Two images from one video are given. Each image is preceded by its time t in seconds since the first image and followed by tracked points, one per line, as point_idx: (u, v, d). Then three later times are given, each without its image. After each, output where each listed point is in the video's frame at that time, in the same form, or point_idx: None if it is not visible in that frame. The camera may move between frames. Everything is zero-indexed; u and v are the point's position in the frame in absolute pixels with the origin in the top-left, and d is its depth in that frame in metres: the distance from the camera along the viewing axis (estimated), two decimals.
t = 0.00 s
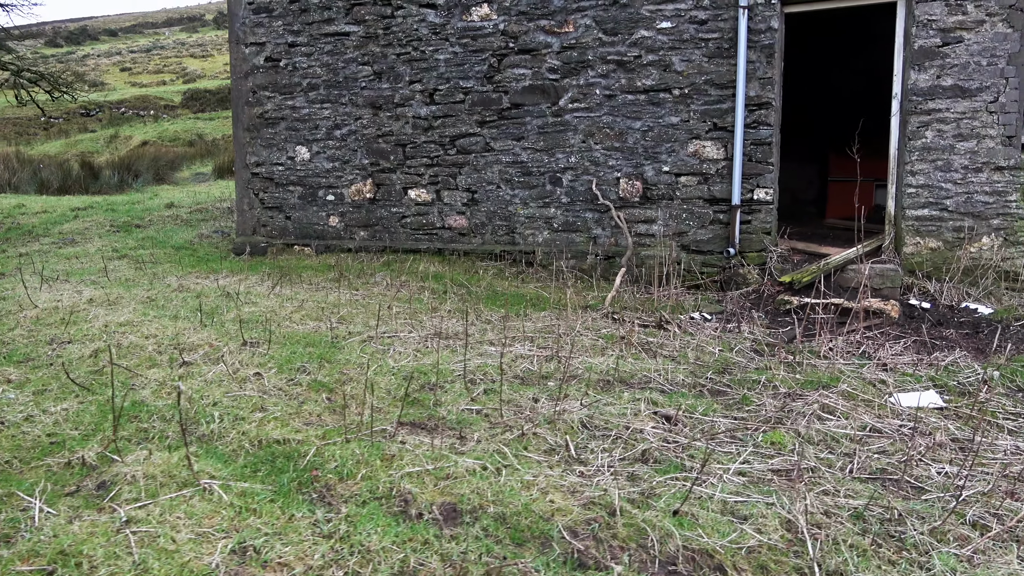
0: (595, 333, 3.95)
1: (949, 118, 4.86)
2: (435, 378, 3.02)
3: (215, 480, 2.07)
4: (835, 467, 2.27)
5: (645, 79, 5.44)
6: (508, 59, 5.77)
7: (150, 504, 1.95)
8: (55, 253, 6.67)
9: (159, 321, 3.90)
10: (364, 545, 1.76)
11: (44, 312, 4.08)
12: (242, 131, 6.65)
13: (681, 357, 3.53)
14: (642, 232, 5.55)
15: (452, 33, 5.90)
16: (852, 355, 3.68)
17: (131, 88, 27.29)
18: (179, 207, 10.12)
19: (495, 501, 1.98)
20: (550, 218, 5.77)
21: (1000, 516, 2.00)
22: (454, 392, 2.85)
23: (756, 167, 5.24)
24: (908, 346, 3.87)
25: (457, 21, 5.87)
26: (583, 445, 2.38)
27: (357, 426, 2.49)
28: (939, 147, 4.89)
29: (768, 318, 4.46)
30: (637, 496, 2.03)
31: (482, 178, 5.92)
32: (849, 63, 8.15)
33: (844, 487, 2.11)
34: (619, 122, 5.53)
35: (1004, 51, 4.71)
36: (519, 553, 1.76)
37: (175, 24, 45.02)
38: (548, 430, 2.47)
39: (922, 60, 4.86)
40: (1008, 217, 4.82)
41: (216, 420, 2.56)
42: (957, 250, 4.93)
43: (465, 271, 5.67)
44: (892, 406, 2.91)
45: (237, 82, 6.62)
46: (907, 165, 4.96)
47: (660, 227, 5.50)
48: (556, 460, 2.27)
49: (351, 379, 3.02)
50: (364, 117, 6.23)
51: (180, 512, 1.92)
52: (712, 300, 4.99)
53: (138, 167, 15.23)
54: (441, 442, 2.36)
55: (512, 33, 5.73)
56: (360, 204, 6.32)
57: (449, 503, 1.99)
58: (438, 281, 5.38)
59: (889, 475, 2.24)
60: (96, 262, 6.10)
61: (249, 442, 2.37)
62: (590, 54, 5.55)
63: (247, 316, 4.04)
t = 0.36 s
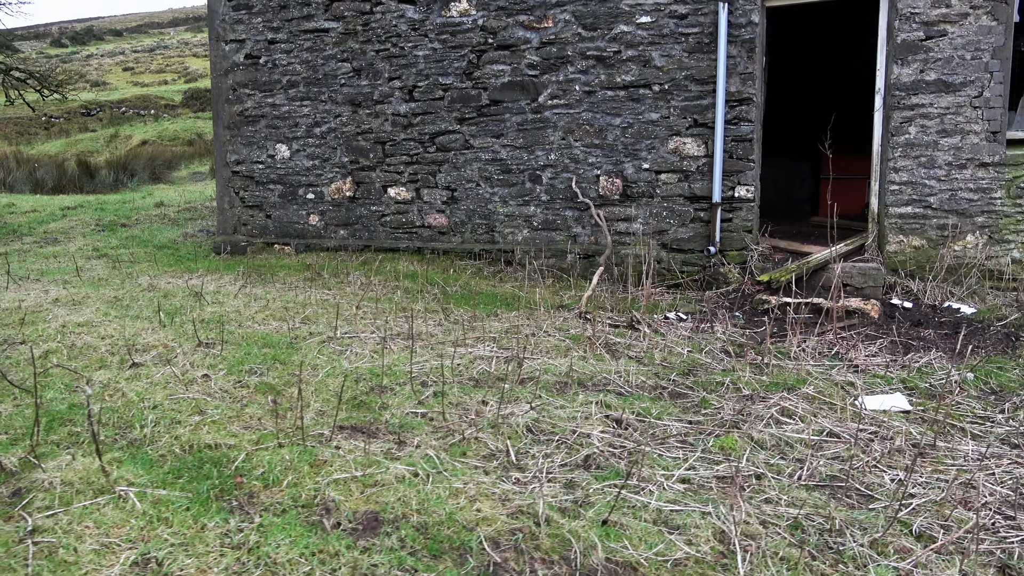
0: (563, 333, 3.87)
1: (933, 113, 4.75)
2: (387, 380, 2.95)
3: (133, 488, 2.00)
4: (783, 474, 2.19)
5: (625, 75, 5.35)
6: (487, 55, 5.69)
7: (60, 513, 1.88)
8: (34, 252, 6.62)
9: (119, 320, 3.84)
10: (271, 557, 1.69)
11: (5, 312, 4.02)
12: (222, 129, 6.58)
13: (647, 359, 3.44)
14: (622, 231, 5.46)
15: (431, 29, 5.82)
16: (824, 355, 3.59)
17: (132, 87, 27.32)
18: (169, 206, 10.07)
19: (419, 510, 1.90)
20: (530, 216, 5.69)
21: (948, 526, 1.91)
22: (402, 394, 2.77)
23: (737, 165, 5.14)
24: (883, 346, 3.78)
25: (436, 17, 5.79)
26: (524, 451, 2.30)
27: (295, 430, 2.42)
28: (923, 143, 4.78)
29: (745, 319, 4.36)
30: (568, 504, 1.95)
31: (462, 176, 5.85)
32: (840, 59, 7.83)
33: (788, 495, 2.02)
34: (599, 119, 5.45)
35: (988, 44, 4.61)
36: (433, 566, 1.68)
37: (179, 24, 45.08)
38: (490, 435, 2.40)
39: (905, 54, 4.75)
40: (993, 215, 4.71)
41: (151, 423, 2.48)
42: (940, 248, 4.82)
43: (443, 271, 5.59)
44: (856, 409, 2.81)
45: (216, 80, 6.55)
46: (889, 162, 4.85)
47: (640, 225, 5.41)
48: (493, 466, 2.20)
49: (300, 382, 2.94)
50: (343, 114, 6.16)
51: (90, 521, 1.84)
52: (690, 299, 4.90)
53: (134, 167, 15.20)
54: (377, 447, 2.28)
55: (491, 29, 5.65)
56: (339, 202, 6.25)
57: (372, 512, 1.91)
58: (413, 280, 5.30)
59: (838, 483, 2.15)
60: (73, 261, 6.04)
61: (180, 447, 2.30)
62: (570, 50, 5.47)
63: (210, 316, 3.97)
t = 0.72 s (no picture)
0: (533, 336, 3.84)
1: (913, 113, 4.70)
2: (343, 385, 2.92)
3: (64, 495, 1.98)
4: (729, 481, 2.15)
5: (604, 75, 5.32)
6: (467, 56, 5.67)
7: None
8: (18, 254, 6.61)
9: (86, 322, 3.82)
10: (189, 568, 1.66)
11: None
12: (206, 130, 6.57)
13: (613, 362, 3.41)
14: (602, 232, 5.43)
15: (411, 29, 5.80)
16: (793, 358, 3.54)
17: (133, 88, 27.37)
18: (160, 207, 10.07)
19: (349, 519, 1.87)
20: (510, 217, 5.66)
21: (888, 535, 1.87)
22: (356, 399, 2.74)
23: (717, 165, 5.11)
24: (855, 349, 3.73)
25: (417, 17, 5.77)
26: (469, 457, 2.28)
27: (241, 436, 2.39)
28: (902, 144, 4.74)
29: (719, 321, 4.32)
30: (502, 512, 1.91)
31: (443, 177, 5.82)
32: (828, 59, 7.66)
33: (729, 503, 1.99)
34: (579, 119, 5.42)
35: (968, 43, 4.55)
36: None
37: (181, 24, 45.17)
38: (437, 441, 2.37)
39: (884, 54, 4.71)
40: (973, 215, 4.66)
41: (98, 429, 2.46)
42: (921, 249, 4.77)
43: (423, 272, 5.56)
44: (816, 414, 2.77)
45: (200, 81, 6.54)
46: (869, 162, 4.81)
47: (620, 226, 5.37)
48: (435, 473, 2.17)
49: (257, 386, 2.92)
50: (325, 115, 6.14)
51: (15, 531, 1.82)
52: (668, 301, 4.86)
53: (130, 167, 15.22)
54: (320, 454, 2.26)
55: (471, 29, 5.62)
56: (321, 204, 6.23)
57: (302, 521, 1.88)
58: (391, 282, 5.27)
59: (783, 490, 2.11)
60: (54, 263, 6.04)
61: (121, 453, 2.28)
62: (549, 50, 5.44)
63: (178, 318, 3.95)
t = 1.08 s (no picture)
0: (499, 334, 3.84)
1: (886, 112, 4.69)
2: (298, 382, 2.93)
3: None
4: (664, 478, 2.15)
5: (581, 74, 5.32)
6: (445, 55, 5.67)
7: None
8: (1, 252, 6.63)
9: (53, 320, 3.84)
10: (107, 563, 1.68)
11: None
12: (188, 129, 6.59)
13: (574, 361, 3.41)
14: (579, 231, 5.43)
15: (390, 29, 5.81)
16: (755, 357, 3.55)
17: (133, 88, 27.42)
18: (151, 206, 10.09)
19: (275, 515, 1.88)
20: (488, 216, 5.66)
21: (813, 532, 1.87)
22: (307, 396, 2.75)
23: (692, 164, 5.11)
24: (819, 348, 3.73)
25: (396, 16, 5.77)
26: (408, 454, 2.28)
27: (184, 433, 2.40)
28: (876, 142, 4.72)
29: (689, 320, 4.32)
30: (429, 508, 1.92)
31: (421, 176, 5.83)
32: (824, 55, 7.32)
33: (658, 500, 1.99)
34: (556, 118, 5.42)
35: (941, 42, 4.53)
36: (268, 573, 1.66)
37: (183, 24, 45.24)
38: (379, 438, 2.38)
39: (858, 52, 4.70)
40: (946, 214, 4.65)
41: (44, 426, 2.47)
42: (894, 248, 4.75)
43: (400, 271, 5.57)
44: (766, 413, 2.77)
45: (182, 80, 6.56)
46: (843, 161, 4.79)
47: (596, 225, 5.37)
48: (372, 470, 2.17)
49: (212, 384, 2.92)
50: (305, 115, 6.15)
51: None
52: (642, 299, 4.86)
53: (126, 167, 15.25)
54: (260, 451, 2.26)
55: (449, 28, 5.63)
56: (302, 203, 6.24)
57: (229, 516, 1.89)
58: (367, 280, 5.28)
59: (716, 487, 2.12)
60: (35, 261, 6.06)
61: (62, 449, 2.29)
62: (526, 49, 5.44)
63: (145, 316, 3.96)
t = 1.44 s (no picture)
0: (463, 335, 3.85)
1: (856, 113, 4.70)
2: (250, 383, 2.95)
3: None
4: (596, 479, 2.17)
5: (554, 75, 5.34)
6: (422, 56, 5.69)
7: None
8: None
9: (19, 322, 3.86)
10: (24, 563, 1.70)
11: None
12: (169, 131, 6.62)
13: (531, 362, 3.43)
14: (553, 232, 5.44)
15: (367, 30, 5.83)
16: (713, 358, 3.56)
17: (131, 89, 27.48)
18: (140, 207, 10.12)
19: (199, 516, 1.90)
20: (464, 217, 5.67)
21: (731, 533, 1.89)
22: (257, 397, 2.77)
23: (664, 165, 5.13)
24: (779, 349, 3.75)
25: (372, 18, 5.80)
26: (345, 455, 2.30)
27: (126, 434, 2.43)
28: (846, 143, 4.73)
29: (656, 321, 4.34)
30: (353, 509, 1.94)
31: (398, 177, 5.84)
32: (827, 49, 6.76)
33: (584, 500, 2.01)
34: (530, 119, 5.43)
35: (910, 42, 4.54)
36: (182, 573, 1.68)
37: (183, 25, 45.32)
38: (319, 439, 2.40)
39: (828, 53, 4.71)
40: (915, 215, 4.65)
41: None
42: (864, 249, 4.76)
43: (376, 272, 5.59)
44: (713, 414, 2.79)
45: (163, 82, 6.59)
46: (813, 162, 4.80)
47: (570, 226, 5.39)
48: (306, 471, 2.20)
49: (165, 385, 2.95)
50: (284, 116, 6.17)
51: None
52: (613, 300, 4.88)
53: (121, 168, 15.29)
54: (197, 452, 2.28)
55: (425, 30, 5.65)
56: (281, 204, 6.26)
57: (154, 516, 1.91)
58: (341, 282, 5.30)
59: (645, 488, 2.13)
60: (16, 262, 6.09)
61: (4, 450, 2.31)
62: (501, 51, 5.46)
63: (112, 317, 3.98)
